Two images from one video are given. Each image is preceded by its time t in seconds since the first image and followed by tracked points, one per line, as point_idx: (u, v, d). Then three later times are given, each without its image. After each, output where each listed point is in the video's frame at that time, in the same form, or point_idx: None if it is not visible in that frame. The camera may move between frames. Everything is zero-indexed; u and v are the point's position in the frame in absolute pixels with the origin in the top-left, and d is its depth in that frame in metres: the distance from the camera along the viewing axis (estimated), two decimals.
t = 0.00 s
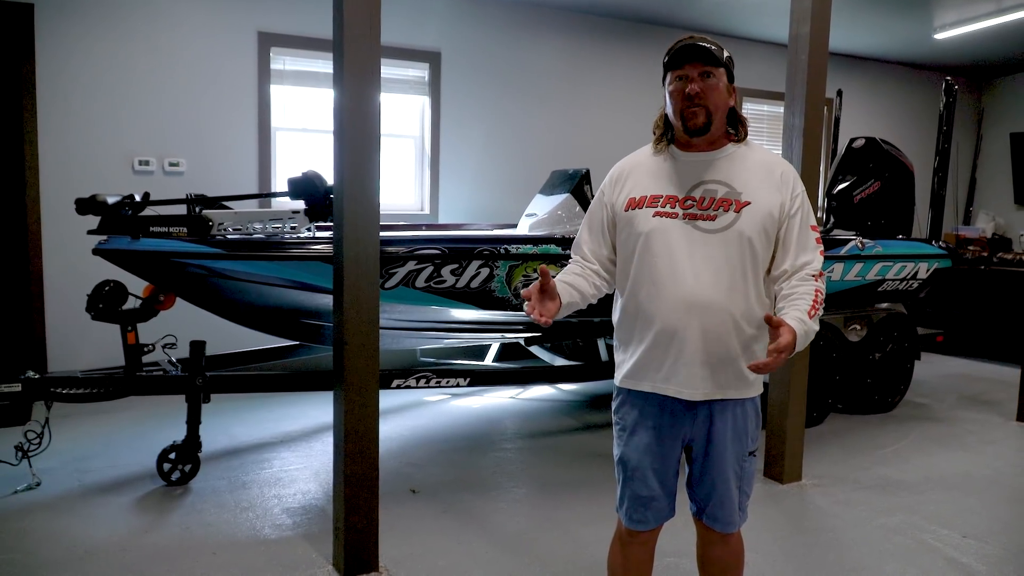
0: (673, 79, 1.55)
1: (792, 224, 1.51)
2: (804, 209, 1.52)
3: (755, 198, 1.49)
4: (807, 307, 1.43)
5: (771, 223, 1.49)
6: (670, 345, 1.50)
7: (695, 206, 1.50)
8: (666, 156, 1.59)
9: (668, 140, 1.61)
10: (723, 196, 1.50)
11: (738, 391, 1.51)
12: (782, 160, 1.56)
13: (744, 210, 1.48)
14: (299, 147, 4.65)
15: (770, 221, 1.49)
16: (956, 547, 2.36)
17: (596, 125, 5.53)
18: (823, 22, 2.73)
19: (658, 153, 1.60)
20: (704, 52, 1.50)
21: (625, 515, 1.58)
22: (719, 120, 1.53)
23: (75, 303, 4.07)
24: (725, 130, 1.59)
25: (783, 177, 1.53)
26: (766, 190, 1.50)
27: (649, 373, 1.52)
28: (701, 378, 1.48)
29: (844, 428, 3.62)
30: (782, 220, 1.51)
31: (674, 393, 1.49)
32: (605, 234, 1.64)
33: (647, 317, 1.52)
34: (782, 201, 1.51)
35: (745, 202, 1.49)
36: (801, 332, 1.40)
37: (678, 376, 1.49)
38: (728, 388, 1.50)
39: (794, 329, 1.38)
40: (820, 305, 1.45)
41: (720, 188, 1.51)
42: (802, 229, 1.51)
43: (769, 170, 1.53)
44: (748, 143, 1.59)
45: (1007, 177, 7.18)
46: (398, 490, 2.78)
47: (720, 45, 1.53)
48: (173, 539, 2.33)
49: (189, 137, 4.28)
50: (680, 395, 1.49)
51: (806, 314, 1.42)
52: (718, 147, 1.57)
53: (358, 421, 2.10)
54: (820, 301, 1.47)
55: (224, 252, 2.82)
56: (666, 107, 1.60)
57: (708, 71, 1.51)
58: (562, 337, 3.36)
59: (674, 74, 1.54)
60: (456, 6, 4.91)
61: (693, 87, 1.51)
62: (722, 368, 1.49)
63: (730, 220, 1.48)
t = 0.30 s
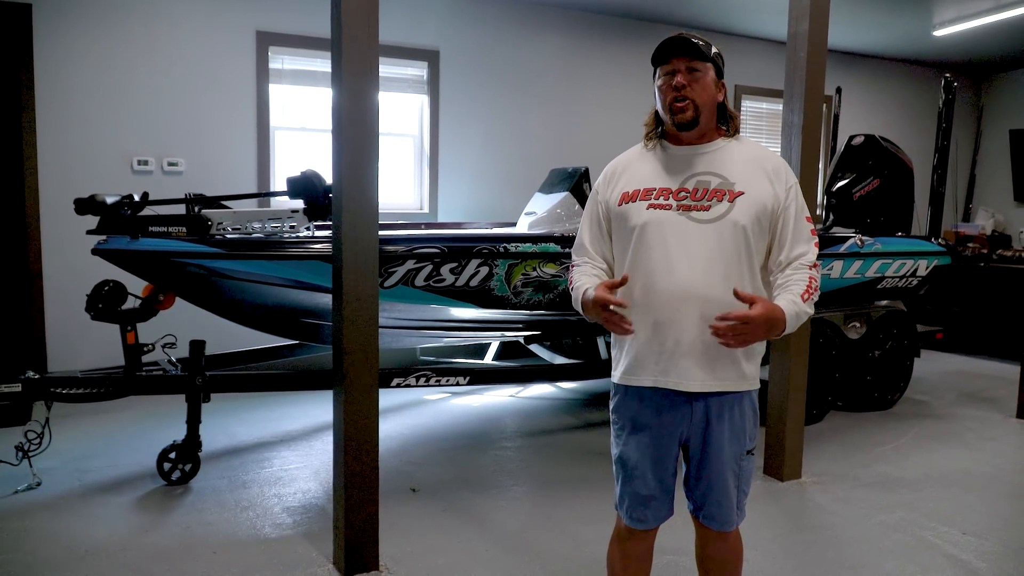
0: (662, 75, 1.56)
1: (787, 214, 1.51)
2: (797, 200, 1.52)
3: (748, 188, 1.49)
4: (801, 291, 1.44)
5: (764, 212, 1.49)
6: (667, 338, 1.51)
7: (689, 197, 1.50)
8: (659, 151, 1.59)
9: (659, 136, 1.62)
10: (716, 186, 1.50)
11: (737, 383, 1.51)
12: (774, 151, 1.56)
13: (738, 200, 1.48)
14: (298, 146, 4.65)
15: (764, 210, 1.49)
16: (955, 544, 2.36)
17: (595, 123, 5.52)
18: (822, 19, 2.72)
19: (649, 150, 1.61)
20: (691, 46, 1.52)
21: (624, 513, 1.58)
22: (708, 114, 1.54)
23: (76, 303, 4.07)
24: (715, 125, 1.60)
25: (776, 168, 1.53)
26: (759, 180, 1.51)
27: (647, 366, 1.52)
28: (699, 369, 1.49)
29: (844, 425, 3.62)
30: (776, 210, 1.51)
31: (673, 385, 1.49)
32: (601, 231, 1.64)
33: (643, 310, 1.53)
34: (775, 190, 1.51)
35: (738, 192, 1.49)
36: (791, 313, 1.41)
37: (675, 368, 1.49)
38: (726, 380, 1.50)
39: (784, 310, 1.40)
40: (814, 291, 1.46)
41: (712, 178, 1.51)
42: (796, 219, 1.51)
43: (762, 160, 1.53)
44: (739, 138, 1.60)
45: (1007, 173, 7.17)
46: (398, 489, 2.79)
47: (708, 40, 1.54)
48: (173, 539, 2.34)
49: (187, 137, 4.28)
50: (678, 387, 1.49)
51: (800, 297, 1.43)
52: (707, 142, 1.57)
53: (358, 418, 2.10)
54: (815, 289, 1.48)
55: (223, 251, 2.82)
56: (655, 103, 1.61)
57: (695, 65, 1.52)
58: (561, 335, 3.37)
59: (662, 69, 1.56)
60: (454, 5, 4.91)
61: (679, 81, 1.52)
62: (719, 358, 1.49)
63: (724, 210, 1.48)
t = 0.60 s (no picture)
0: (660, 73, 1.55)
1: (784, 210, 1.51)
2: (795, 196, 1.52)
3: (745, 184, 1.49)
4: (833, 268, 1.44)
5: (761, 208, 1.49)
6: (664, 334, 1.50)
7: (685, 194, 1.50)
8: (654, 151, 1.59)
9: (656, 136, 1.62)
10: (712, 183, 1.50)
11: (735, 380, 1.51)
12: (770, 148, 1.57)
13: (734, 195, 1.48)
14: (299, 144, 4.65)
15: (761, 206, 1.49)
16: (957, 543, 2.36)
17: (596, 121, 5.52)
18: (823, 16, 2.72)
19: (645, 150, 1.61)
20: (690, 44, 1.52)
21: (624, 511, 1.58)
22: (706, 112, 1.55)
23: (78, 301, 4.08)
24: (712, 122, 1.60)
25: (772, 164, 1.53)
26: (755, 176, 1.50)
27: (646, 363, 1.51)
28: (697, 366, 1.48)
29: (845, 423, 3.62)
30: (773, 206, 1.51)
31: (672, 382, 1.48)
32: (597, 230, 1.64)
33: (641, 308, 1.53)
34: (772, 186, 1.51)
35: (735, 187, 1.49)
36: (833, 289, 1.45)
37: (674, 365, 1.49)
38: (725, 376, 1.50)
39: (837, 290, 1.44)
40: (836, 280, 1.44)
41: (708, 175, 1.51)
42: (794, 215, 1.51)
43: (757, 157, 1.53)
44: (736, 135, 1.60)
45: (1009, 171, 7.17)
46: (399, 487, 2.78)
47: (705, 38, 1.54)
48: (174, 537, 2.33)
49: (189, 135, 4.28)
50: (677, 384, 1.48)
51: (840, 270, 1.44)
52: (705, 139, 1.57)
53: (359, 416, 2.10)
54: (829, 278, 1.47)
55: (226, 249, 2.82)
56: (653, 102, 1.61)
57: (694, 63, 1.52)
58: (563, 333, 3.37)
59: (660, 67, 1.55)
60: (455, 2, 4.91)
61: (679, 78, 1.52)
62: (717, 354, 1.49)
63: (720, 206, 1.48)
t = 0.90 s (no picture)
0: (653, 73, 1.57)
1: (784, 211, 1.51)
2: (795, 197, 1.52)
3: (744, 185, 1.49)
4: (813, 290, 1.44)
5: (761, 209, 1.49)
6: (664, 337, 1.50)
7: (685, 196, 1.50)
8: (653, 151, 1.59)
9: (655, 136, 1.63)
10: (712, 184, 1.50)
11: (736, 382, 1.51)
12: (771, 148, 1.56)
13: (734, 197, 1.48)
14: (302, 145, 4.65)
15: (760, 208, 1.49)
16: (961, 544, 2.35)
17: (597, 123, 5.52)
18: (827, 17, 2.72)
19: (645, 150, 1.61)
20: (680, 43, 1.53)
21: (624, 511, 1.58)
22: (700, 109, 1.54)
23: (81, 301, 4.08)
24: (710, 122, 1.59)
25: (773, 165, 1.53)
26: (755, 178, 1.50)
27: (646, 366, 1.51)
28: (697, 368, 1.48)
29: (848, 424, 3.62)
30: (773, 208, 1.51)
31: (671, 385, 1.49)
32: (599, 233, 1.64)
33: (641, 310, 1.53)
34: (772, 188, 1.51)
35: (734, 189, 1.49)
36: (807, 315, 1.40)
37: (674, 367, 1.49)
38: (724, 379, 1.50)
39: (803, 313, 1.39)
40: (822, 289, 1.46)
41: (708, 176, 1.51)
42: (794, 217, 1.51)
43: (758, 157, 1.53)
44: (735, 134, 1.59)
45: (1011, 172, 7.16)
46: (402, 487, 2.78)
47: (698, 37, 1.55)
48: (177, 537, 2.33)
49: (192, 136, 4.29)
50: (677, 387, 1.48)
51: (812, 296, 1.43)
52: (701, 138, 1.57)
53: (361, 417, 2.10)
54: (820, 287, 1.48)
55: (228, 250, 2.81)
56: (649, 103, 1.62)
57: (685, 61, 1.53)
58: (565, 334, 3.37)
59: (653, 67, 1.57)
60: (458, 3, 4.91)
61: (668, 77, 1.53)
62: (717, 356, 1.49)
63: (720, 208, 1.48)
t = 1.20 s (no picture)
0: (655, 75, 1.56)
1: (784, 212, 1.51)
2: (795, 199, 1.52)
3: (745, 186, 1.49)
4: (790, 299, 1.48)
5: (761, 210, 1.49)
6: (664, 338, 1.51)
7: (685, 196, 1.50)
8: (655, 152, 1.59)
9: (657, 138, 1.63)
10: (712, 184, 1.49)
11: (735, 383, 1.50)
12: (772, 149, 1.56)
13: (734, 197, 1.48)
14: (305, 147, 4.66)
15: (761, 209, 1.49)
16: (964, 546, 2.35)
17: (600, 125, 5.53)
18: (829, 19, 2.72)
19: (647, 152, 1.61)
20: (681, 45, 1.52)
21: (625, 514, 1.58)
22: (702, 111, 1.54)
23: (83, 302, 4.08)
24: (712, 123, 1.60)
25: (774, 166, 1.53)
26: (755, 178, 1.50)
27: (646, 367, 1.52)
28: (696, 369, 1.48)
29: (851, 426, 3.61)
30: (774, 208, 1.51)
31: (671, 386, 1.49)
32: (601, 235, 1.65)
33: (641, 311, 1.53)
34: (772, 189, 1.51)
35: (734, 189, 1.49)
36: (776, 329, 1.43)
37: (673, 368, 1.49)
38: (725, 380, 1.49)
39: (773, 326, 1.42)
40: (803, 299, 1.49)
41: (709, 176, 1.50)
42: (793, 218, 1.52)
43: (759, 158, 1.53)
44: (737, 135, 1.59)
45: (1014, 174, 7.16)
46: (405, 489, 2.78)
47: (700, 39, 1.54)
48: (180, 539, 2.33)
49: (195, 138, 4.29)
50: (676, 388, 1.49)
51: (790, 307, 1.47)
52: (703, 139, 1.57)
53: (362, 418, 2.10)
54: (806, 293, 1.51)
55: (231, 251, 2.81)
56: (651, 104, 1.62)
57: (686, 64, 1.52)
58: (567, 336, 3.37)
59: (655, 69, 1.56)
60: (460, 5, 4.91)
61: (669, 80, 1.53)
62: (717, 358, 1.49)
63: (720, 208, 1.48)
